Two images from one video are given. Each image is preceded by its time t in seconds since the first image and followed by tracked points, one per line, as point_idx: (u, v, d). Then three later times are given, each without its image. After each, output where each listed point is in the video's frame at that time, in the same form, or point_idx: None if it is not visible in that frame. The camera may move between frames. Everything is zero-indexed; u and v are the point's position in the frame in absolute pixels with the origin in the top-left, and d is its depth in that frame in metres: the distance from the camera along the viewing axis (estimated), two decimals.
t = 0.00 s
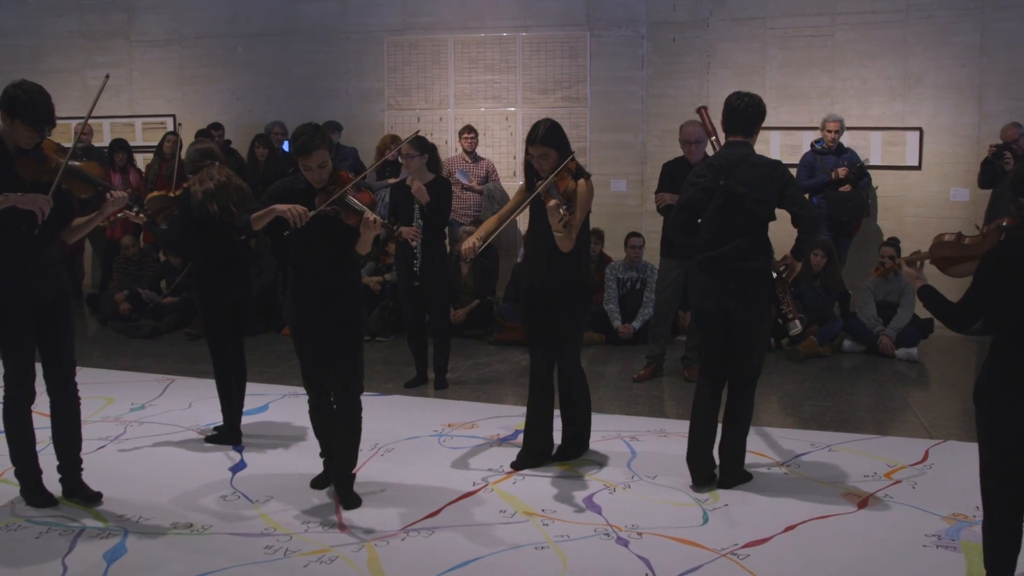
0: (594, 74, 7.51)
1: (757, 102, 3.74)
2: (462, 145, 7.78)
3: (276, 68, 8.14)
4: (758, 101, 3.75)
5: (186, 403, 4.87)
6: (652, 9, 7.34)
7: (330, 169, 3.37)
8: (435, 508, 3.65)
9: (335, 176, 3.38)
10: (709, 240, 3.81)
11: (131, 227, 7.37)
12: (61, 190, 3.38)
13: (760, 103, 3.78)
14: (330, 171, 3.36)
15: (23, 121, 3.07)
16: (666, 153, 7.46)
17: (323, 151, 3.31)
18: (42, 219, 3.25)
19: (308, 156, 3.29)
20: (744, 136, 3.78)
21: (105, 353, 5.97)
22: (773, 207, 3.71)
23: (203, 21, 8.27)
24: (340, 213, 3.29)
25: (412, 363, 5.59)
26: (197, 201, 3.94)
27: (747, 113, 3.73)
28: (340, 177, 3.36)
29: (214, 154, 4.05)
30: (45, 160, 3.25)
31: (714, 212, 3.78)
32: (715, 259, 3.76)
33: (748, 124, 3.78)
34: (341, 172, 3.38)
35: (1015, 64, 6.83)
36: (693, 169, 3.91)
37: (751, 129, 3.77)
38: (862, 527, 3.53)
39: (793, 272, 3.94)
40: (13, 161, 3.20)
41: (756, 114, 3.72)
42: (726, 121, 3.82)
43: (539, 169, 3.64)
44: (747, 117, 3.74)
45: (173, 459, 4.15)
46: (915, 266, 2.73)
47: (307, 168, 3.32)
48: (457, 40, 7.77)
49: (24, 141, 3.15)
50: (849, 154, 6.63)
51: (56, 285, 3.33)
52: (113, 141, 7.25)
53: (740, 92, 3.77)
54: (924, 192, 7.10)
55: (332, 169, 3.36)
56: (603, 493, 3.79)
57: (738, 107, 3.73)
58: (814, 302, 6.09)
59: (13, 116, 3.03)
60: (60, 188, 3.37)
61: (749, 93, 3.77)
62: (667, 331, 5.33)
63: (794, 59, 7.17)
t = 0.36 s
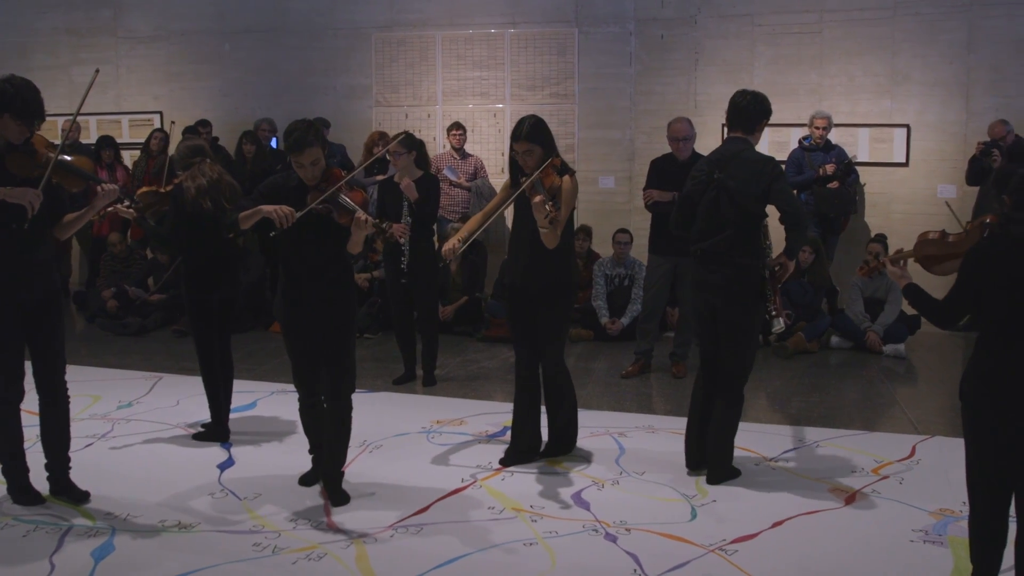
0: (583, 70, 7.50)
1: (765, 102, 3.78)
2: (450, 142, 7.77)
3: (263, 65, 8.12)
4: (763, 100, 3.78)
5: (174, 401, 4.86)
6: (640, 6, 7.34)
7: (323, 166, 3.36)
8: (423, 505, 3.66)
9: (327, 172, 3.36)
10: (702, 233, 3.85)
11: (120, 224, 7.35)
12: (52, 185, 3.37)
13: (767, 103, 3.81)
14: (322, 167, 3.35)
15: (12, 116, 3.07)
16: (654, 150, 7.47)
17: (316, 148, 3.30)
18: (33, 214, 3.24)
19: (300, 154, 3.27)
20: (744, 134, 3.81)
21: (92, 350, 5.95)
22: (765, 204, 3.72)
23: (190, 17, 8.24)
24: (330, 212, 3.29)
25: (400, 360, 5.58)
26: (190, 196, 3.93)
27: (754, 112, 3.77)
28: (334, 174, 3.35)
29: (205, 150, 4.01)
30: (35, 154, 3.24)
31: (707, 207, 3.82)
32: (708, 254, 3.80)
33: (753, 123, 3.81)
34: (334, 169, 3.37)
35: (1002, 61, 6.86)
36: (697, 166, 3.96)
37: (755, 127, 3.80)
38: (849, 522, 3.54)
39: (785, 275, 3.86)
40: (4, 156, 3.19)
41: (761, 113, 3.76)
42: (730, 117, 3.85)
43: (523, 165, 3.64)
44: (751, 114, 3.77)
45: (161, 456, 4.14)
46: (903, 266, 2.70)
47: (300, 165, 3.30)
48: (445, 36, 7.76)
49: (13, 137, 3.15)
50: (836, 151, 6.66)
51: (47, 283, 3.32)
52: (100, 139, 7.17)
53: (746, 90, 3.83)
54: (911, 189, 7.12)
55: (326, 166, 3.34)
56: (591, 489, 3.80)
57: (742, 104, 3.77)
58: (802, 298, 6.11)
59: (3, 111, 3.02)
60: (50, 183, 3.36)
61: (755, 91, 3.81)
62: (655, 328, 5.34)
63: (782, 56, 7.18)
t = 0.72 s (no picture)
0: (571, 64, 7.50)
1: (763, 99, 3.75)
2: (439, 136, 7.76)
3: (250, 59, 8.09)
4: (763, 96, 3.75)
5: (162, 395, 4.84)
6: None
7: (316, 161, 3.30)
8: (412, 498, 3.66)
9: (321, 167, 3.32)
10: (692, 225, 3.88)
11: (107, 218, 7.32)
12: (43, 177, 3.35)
13: (767, 99, 3.78)
14: (315, 163, 3.30)
15: (2, 107, 3.04)
16: (642, 143, 7.47)
17: (310, 143, 3.23)
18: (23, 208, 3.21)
19: (294, 149, 3.21)
20: (737, 130, 3.81)
21: (80, 345, 5.93)
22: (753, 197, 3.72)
23: (177, 10, 8.20)
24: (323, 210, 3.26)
25: (389, 354, 5.58)
26: (183, 190, 3.94)
27: (750, 108, 3.75)
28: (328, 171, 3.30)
29: (194, 144, 4.00)
30: (26, 147, 3.22)
31: (701, 201, 3.83)
32: (698, 249, 3.81)
33: (748, 118, 3.79)
34: (327, 165, 3.32)
35: (989, 54, 6.88)
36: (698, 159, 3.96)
37: (750, 123, 3.78)
38: (836, 514, 3.56)
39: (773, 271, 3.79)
40: None
41: (759, 108, 3.74)
42: (728, 113, 3.83)
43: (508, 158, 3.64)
44: (745, 109, 3.75)
45: (149, 450, 4.14)
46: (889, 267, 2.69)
47: (295, 161, 3.25)
48: (434, 30, 7.75)
49: (4, 129, 3.13)
50: (825, 144, 6.66)
51: (37, 278, 3.31)
52: (87, 133, 7.14)
53: (746, 86, 3.80)
54: (899, 182, 7.14)
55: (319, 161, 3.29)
56: (581, 483, 3.80)
57: (738, 100, 3.75)
58: (790, 291, 6.12)
59: None
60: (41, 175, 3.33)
61: (755, 88, 3.79)
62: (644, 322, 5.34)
63: (770, 50, 7.19)
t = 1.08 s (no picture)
0: (558, 60, 7.50)
1: (742, 92, 3.76)
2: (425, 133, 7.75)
3: (236, 55, 8.07)
4: (746, 90, 3.76)
5: (148, 393, 4.82)
6: None
7: (307, 156, 3.27)
8: (400, 495, 3.66)
9: (311, 163, 3.28)
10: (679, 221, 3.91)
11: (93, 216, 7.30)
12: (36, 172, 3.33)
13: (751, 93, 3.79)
14: (305, 159, 3.26)
15: None
16: (629, 140, 7.48)
17: (300, 138, 3.20)
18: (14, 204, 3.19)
19: (283, 144, 3.18)
20: (717, 124, 3.82)
21: (66, 343, 5.90)
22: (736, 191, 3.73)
23: (162, 6, 8.17)
24: (313, 207, 3.21)
25: (377, 351, 5.57)
26: (169, 185, 3.91)
27: (730, 102, 3.76)
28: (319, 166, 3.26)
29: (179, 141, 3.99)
30: (19, 141, 3.20)
31: (688, 197, 3.85)
32: (686, 247, 3.83)
33: (726, 113, 3.81)
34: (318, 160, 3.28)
35: (973, 51, 6.92)
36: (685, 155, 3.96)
37: (729, 117, 3.79)
38: (823, 509, 3.57)
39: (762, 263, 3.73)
40: None
41: (742, 102, 3.75)
42: (710, 107, 3.85)
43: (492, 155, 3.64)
44: (724, 103, 3.77)
45: (135, 447, 4.14)
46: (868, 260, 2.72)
47: (286, 156, 3.21)
48: (420, 26, 7.75)
49: None
50: (811, 140, 6.67)
51: (28, 276, 3.29)
52: (73, 130, 7.17)
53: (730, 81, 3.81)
54: (885, 178, 7.17)
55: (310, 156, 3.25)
56: (568, 480, 3.80)
57: (716, 93, 3.78)
58: (777, 288, 6.13)
59: None
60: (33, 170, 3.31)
61: (737, 82, 3.80)
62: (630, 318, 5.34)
63: (756, 46, 7.20)
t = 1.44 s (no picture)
0: (544, 58, 7.50)
1: (726, 89, 3.77)
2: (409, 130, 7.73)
3: (221, 52, 8.04)
4: (730, 90, 3.77)
5: (134, 392, 4.80)
6: None
7: (292, 153, 3.23)
8: (387, 493, 3.65)
9: (297, 159, 3.24)
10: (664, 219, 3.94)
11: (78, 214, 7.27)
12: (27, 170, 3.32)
13: (735, 90, 3.80)
14: (291, 156, 3.22)
15: None
16: (616, 137, 7.48)
17: (285, 135, 3.16)
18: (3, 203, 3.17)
19: (268, 141, 3.15)
20: (700, 122, 3.84)
21: (52, 342, 5.88)
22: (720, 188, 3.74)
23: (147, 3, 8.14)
24: (296, 204, 3.20)
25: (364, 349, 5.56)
26: (146, 185, 3.90)
27: (710, 99, 3.78)
28: (304, 163, 3.22)
29: (161, 137, 3.98)
30: (8, 140, 3.18)
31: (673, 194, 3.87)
32: (671, 243, 3.85)
33: (706, 110, 3.83)
34: (304, 155, 3.25)
35: (958, 49, 6.95)
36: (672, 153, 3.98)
37: (710, 113, 3.80)
38: (810, 506, 3.58)
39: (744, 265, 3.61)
40: None
41: (725, 101, 3.76)
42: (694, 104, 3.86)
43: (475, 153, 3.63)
44: (706, 100, 3.79)
45: (120, 446, 4.12)
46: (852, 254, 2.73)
47: (271, 154, 3.19)
48: (407, 23, 7.74)
49: None
50: (797, 138, 6.69)
51: (20, 275, 3.28)
52: (58, 128, 7.15)
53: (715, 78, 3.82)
54: (871, 176, 7.20)
55: (296, 153, 3.22)
56: (555, 477, 3.80)
57: (698, 90, 3.80)
58: (762, 284, 6.14)
59: None
60: (24, 168, 3.30)
61: (721, 79, 3.81)
62: (616, 316, 5.35)
63: (742, 44, 7.21)
